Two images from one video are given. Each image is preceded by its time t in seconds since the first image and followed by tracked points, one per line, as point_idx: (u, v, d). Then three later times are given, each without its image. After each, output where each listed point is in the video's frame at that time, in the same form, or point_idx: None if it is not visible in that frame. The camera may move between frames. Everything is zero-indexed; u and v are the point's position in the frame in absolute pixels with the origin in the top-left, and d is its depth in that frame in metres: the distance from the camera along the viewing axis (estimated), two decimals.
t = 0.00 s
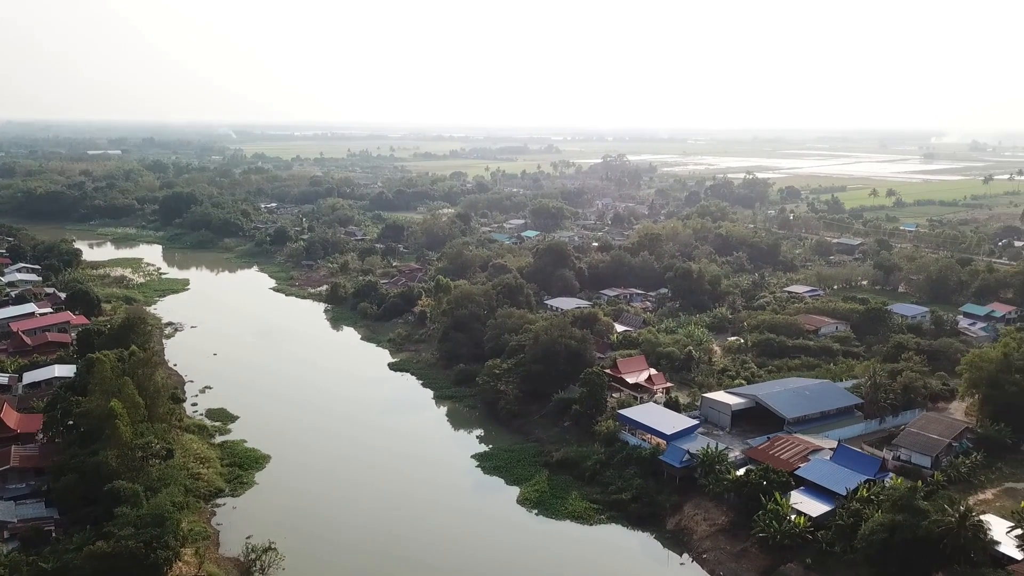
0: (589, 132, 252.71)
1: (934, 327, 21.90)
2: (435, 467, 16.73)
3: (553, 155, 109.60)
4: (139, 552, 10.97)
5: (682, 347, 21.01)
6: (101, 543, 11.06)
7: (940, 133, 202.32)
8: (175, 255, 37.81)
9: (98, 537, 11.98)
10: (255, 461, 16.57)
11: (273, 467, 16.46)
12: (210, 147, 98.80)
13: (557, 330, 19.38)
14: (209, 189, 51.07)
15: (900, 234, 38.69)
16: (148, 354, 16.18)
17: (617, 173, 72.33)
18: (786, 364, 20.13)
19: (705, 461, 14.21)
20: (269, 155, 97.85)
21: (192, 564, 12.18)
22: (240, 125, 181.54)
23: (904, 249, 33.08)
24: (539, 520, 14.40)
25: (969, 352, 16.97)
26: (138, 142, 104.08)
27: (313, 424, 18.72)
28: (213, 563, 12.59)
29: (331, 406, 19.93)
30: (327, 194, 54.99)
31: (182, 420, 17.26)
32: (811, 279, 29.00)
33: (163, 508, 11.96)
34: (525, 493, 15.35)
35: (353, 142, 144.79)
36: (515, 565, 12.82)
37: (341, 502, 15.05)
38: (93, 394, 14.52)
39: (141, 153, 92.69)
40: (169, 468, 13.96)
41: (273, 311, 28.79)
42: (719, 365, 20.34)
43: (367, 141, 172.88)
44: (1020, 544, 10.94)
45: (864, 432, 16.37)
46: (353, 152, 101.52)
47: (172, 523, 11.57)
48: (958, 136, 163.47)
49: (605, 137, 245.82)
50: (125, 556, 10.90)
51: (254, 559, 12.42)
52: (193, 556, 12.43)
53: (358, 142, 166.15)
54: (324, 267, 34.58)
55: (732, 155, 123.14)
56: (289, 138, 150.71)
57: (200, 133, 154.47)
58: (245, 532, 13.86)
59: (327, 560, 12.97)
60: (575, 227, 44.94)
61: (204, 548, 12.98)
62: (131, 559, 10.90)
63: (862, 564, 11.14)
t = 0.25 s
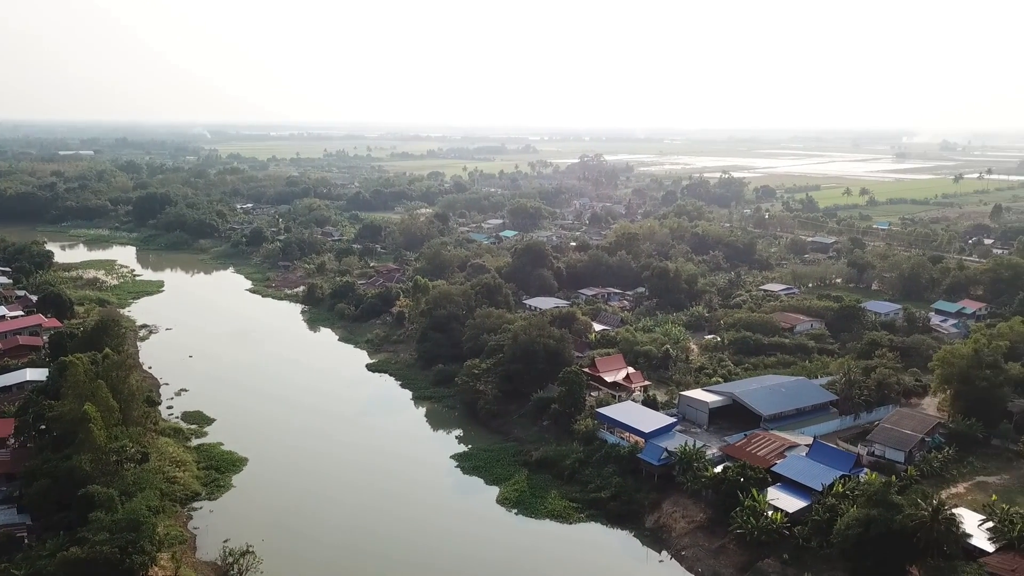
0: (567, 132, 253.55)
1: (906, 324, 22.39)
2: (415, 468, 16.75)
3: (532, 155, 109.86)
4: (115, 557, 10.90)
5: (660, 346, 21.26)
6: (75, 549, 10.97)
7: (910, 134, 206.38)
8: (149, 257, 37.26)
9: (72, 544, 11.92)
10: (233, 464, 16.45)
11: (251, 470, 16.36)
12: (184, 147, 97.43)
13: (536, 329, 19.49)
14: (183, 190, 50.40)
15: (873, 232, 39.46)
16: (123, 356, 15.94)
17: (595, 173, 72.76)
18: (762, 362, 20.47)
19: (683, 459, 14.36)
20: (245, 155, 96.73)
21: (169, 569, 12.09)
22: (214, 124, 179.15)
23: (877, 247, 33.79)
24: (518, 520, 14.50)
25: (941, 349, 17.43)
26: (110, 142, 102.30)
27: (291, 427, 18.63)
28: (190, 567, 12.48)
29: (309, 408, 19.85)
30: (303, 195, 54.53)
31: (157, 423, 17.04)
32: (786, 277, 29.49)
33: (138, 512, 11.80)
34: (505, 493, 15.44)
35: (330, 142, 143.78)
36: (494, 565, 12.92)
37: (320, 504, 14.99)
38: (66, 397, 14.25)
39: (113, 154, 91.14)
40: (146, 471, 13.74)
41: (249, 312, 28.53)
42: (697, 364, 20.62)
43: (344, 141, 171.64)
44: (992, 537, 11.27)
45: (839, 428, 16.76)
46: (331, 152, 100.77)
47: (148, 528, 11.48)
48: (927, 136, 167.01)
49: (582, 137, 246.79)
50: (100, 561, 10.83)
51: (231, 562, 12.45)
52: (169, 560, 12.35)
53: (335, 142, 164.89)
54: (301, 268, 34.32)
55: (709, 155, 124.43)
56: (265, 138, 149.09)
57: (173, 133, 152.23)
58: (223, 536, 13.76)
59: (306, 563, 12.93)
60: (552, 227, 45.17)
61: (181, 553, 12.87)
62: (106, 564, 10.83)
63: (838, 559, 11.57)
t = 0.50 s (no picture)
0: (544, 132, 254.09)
1: (879, 321, 22.94)
2: (394, 470, 16.76)
3: (509, 155, 110.01)
4: (90, 562, 10.81)
5: (637, 345, 21.53)
6: (49, 555, 10.86)
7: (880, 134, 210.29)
8: (122, 258, 36.70)
9: (45, 550, 11.81)
10: (209, 467, 16.33)
11: (227, 473, 16.24)
12: (157, 147, 95.94)
13: (515, 329, 19.63)
14: (156, 190, 49.68)
15: (847, 230, 40.25)
16: (97, 359, 15.77)
17: (572, 173, 73.17)
18: (739, 359, 20.86)
19: (661, 457, 14.57)
20: (219, 155, 95.55)
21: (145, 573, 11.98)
22: (186, 123, 176.35)
23: (851, 246, 34.48)
24: (498, 520, 14.59)
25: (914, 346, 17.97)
26: (80, 142, 100.43)
27: (269, 429, 18.53)
28: (167, 571, 12.32)
29: (286, 410, 19.76)
30: (279, 195, 54.04)
31: (131, 426, 16.89)
32: (762, 275, 29.99)
33: (113, 517, 11.73)
34: (484, 493, 15.51)
35: (306, 142, 142.60)
36: (473, 565, 13.00)
37: (297, 506, 14.92)
38: (38, 401, 14.07)
39: (84, 154, 89.51)
40: (120, 475, 13.58)
41: (224, 314, 28.26)
42: (674, 362, 20.92)
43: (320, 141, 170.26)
44: (964, 530, 11.57)
45: (815, 425, 17.16)
46: (307, 152, 99.94)
47: (124, 533, 11.40)
48: (898, 135, 170.40)
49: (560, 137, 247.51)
50: (74, 567, 10.73)
51: (209, 565, 12.05)
52: (145, 565, 12.24)
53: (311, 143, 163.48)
54: (277, 269, 34.06)
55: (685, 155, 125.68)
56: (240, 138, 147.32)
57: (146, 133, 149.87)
58: (199, 540, 13.63)
59: (284, 565, 12.87)
60: (530, 227, 45.37)
61: (157, 557, 12.74)
62: (81, 570, 10.73)
63: (814, 555, 11.96)
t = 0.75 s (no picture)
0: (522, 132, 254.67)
1: (853, 319, 23.60)
2: (371, 472, 16.95)
3: (486, 155, 110.26)
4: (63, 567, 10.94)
5: (615, 344, 22.02)
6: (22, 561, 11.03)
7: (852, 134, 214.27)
8: (95, 260, 36.35)
9: (18, 555, 11.91)
10: (186, 471, 16.40)
11: (204, 477, 16.32)
12: (130, 147, 94.58)
13: (494, 329, 19.99)
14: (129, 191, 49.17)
15: (821, 229, 41.20)
16: (70, 364, 15.83)
17: (550, 172, 73.73)
18: (716, 358, 21.45)
19: (640, 455, 15.09)
20: (193, 155, 94.48)
21: None
22: (159, 122, 173.80)
23: (825, 244, 35.34)
24: (477, 519, 14.91)
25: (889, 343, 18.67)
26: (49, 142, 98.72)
27: (245, 432, 18.64)
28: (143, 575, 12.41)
29: (263, 412, 19.87)
30: (255, 195, 53.72)
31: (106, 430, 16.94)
32: (738, 274, 30.68)
33: (88, 523, 11.93)
34: (464, 493, 15.83)
35: (281, 142, 141.48)
36: (449, 564, 13.27)
37: (274, 510, 15.05)
38: (12, 406, 14.21)
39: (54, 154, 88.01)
40: (94, 479, 13.79)
41: (199, 316, 28.20)
42: (652, 360, 21.42)
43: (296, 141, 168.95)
44: (937, 524, 11.97)
45: (791, 422, 17.75)
46: (283, 152, 99.26)
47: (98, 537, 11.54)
48: (870, 135, 173.69)
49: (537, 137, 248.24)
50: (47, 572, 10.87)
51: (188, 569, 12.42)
52: (120, 569, 12.33)
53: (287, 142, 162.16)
54: (253, 270, 33.99)
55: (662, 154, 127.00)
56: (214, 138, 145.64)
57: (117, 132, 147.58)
58: (176, 544, 13.71)
59: (261, 568, 13.01)
60: (508, 226, 45.74)
61: (132, 562, 12.80)
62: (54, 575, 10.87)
63: (792, 549, 12.21)
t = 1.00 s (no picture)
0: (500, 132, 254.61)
1: (829, 316, 23.94)
2: (352, 475, 16.73)
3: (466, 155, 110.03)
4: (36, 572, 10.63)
5: (593, 343, 22.09)
6: None
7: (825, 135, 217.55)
8: (67, 262, 35.59)
9: None
10: (162, 475, 16.04)
11: (181, 481, 15.98)
12: (102, 147, 92.77)
13: (473, 329, 19.94)
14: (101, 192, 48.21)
15: (797, 228, 41.75)
16: (42, 368, 15.52)
17: (529, 172, 73.81)
18: (694, 356, 21.61)
19: (619, 454, 15.14)
20: (167, 155, 92.96)
21: None
22: (131, 122, 170.88)
23: (800, 243, 35.81)
24: (457, 520, 14.83)
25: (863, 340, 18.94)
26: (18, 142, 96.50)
27: (223, 435, 18.33)
28: None
29: (241, 415, 19.57)
30: (231, 196, 52.98)
31: (80, 435, 16.56)
32: (715, 273, 30.96)
33: (63, 529, 12.14)
34: (443, 493, 15.74)
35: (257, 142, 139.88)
36: (431, 566, 13.13)
37: (253, 514, 14.77)
38: None
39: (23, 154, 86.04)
40: (67, 485, 13.81)
41: (175, 318, 27.72)
42: (630, 359, 21.53)
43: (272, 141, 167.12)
44: (911, 518, 12.12)
45: (768, 419, 17.92)
46: (260, 152, 98.10)
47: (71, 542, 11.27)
48: (843, 135, 176.50)
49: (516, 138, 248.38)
50: None
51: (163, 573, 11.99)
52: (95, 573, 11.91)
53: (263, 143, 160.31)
54: (229, 271, 33.52)
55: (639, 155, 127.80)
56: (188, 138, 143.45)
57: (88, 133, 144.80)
58: (152, 548, 13.35)
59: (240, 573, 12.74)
60: (487, 226, 45.68)
61: (108, 567, 12.37)
62: None
63: (769, 545, 12.30)
